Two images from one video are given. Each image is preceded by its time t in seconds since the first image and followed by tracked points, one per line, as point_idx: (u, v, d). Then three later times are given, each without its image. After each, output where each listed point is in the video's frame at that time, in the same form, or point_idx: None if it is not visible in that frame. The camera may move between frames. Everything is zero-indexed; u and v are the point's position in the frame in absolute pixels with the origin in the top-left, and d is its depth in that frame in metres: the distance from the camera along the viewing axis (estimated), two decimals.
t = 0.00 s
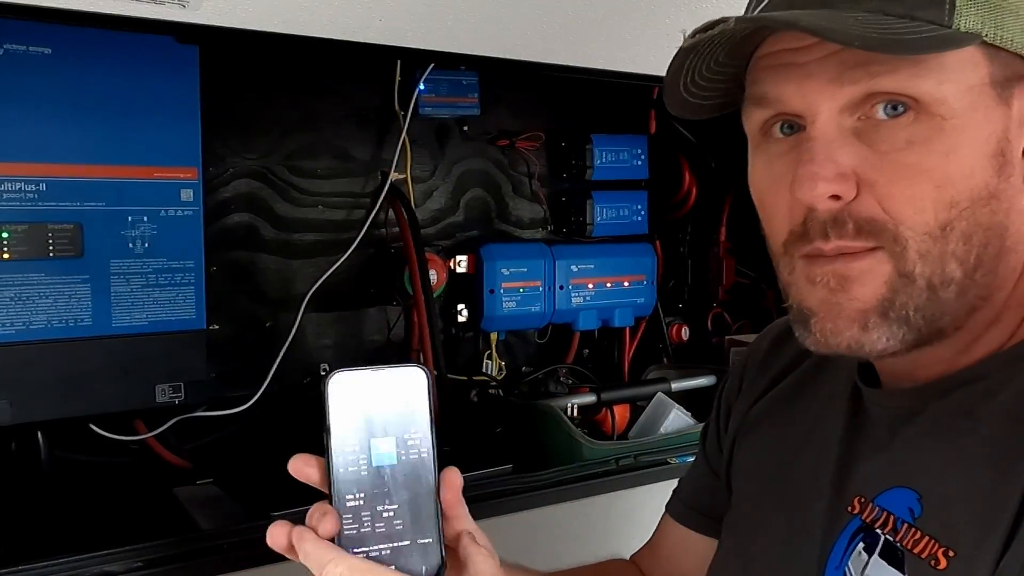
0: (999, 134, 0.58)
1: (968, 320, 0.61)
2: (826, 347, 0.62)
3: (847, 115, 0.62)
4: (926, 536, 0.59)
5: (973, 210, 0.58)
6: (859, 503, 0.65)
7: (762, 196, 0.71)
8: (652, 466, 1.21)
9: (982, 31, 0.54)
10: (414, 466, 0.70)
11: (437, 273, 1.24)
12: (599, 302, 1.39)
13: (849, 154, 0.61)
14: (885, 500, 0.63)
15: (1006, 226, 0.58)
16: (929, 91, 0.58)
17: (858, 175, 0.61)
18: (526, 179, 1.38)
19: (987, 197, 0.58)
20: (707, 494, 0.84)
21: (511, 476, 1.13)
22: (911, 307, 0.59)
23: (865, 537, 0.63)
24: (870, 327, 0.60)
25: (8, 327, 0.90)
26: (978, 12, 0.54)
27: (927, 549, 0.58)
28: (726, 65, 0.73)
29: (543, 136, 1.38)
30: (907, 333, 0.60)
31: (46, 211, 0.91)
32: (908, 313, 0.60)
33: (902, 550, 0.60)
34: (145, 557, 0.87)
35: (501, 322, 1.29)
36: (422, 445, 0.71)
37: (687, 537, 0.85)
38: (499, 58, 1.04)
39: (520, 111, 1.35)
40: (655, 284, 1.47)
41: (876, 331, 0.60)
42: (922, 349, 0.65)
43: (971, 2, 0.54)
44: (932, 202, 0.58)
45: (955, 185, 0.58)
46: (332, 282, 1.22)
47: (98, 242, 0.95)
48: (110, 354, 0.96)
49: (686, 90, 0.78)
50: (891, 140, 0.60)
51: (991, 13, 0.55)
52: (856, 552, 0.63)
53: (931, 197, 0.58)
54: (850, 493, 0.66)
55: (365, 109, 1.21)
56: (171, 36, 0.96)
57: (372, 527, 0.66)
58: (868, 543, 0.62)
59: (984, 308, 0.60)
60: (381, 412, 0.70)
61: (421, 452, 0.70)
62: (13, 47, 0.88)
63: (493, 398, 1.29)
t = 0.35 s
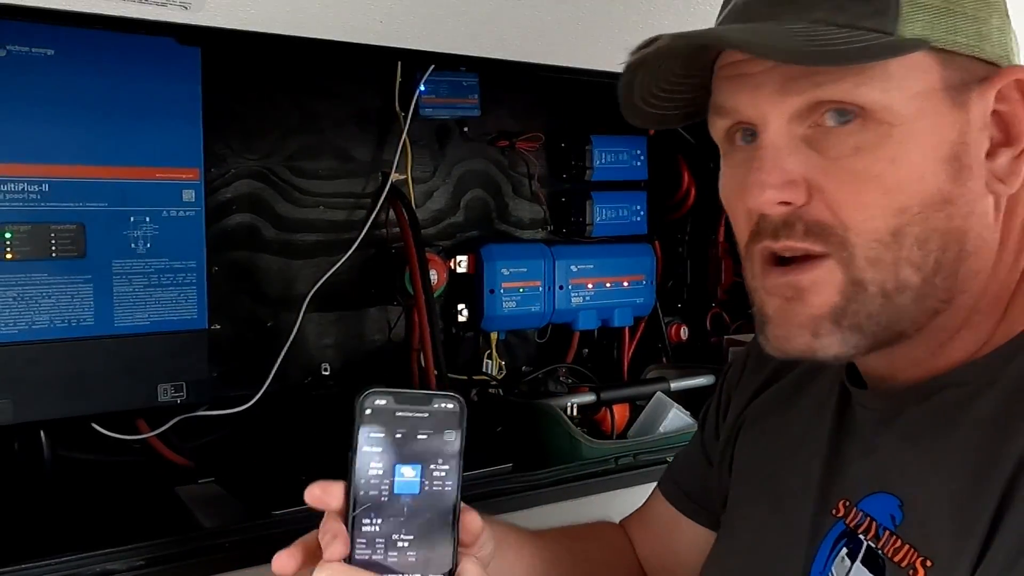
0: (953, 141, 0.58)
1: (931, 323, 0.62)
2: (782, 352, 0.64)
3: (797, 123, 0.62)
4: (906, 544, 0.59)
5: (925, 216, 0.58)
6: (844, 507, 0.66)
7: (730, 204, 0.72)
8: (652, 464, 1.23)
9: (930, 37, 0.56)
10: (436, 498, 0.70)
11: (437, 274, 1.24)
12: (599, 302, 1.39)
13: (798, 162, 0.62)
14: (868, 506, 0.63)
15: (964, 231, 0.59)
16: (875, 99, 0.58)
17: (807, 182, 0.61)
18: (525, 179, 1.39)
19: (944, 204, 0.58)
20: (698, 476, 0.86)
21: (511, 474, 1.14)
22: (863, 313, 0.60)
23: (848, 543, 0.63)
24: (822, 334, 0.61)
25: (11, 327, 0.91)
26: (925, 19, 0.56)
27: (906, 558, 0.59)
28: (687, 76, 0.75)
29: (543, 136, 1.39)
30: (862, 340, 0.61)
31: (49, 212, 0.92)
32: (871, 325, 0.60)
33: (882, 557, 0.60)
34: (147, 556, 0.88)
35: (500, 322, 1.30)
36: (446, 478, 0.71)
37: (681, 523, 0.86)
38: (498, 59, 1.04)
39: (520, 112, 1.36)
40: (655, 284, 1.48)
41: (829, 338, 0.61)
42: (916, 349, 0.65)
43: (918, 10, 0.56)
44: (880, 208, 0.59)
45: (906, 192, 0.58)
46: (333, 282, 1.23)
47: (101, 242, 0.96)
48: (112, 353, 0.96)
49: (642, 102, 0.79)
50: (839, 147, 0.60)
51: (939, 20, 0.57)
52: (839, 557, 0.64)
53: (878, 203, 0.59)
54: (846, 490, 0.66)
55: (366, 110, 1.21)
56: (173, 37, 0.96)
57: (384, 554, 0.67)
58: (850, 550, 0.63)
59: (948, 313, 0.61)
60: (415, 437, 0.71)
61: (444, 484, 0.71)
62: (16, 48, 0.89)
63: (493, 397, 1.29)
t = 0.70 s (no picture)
0: (802, 166, 0.62)
1: (834, 330, 0.67)
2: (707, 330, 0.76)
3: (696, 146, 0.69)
4: (904, 560, 0.63)
5: (771, 237, 0.66)
6: (838, 511, 0.70)
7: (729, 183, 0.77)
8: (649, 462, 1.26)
9: (754, 77, 0.59)
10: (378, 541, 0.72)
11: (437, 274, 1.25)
12: (599, 302, 1.40)
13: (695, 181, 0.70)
14: (865, 515, 0.67)
15: (820, 252, 0.64)
16: (717, 136, 0.65)
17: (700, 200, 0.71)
18: (525, 180, 1.39)
19: (789, 227, 0.65)
20: (708, 428, 0.89)
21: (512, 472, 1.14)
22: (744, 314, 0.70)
23: (845, 552, 0.67)
24: (716, 332, 0.74)
25: (15, 327, 0.92)
26: (752, 58, 0.59)
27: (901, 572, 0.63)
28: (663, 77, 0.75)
29: (542, 137, 1.39)
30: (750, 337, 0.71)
31: (52, 212, 0.92)
32: (749, 327, 0.69)
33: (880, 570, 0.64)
34: (151, 554, 0.89)
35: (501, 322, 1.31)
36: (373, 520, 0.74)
37: (694, 471, 0.91)
38: (498, 60, 1.05)
39: (520, 113, 1.36)
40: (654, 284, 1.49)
41: (720, 336, 0.73)
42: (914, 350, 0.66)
43: (745, 51, 0.59)
44: (733, 230, 0.68)
45: (746, 217, 0.66)
46: (334, 281, 1.23)
47: (104, 242, 0.97)
48: (115, 353, 0.97)
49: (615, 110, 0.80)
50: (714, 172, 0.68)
51: (771, 55, 0.58)
52: (837, 564, 0.68)
53: (730, 226, 0.68)
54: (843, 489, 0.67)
55: (367, 111, 1.22)
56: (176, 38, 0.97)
57: None
58: (848, 560, 0.67)
59: (849, 320, 0.65)
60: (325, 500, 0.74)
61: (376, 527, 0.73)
62: (19, 50, 0.89)
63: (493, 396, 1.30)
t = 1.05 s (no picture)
0: (806, 171, 0.62)
1: (833, 334, 0.67)
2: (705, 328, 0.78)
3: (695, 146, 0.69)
4: (894, 568, 0.64)
5: (774, 243, 0.66)
6: (832, 515, 0.71)
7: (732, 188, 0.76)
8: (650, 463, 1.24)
9: (759, 77, 0.59)
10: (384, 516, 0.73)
11: (437, 274, 1.26)
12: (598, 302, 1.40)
13: (694, 180, 0.71)
14: (857, 521, 0.69)
15: (823, 257, 0.64)
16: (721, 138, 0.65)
17: (699, 202, 0.71)
18: (525, 180, 1.40)
19: (791, 231, 0.65)
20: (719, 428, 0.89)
21: (514, 471, 1.15)
22: (742, 320, 0.70)
23: (838, 558, 0.69)
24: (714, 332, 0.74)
25: (18, 327, 0.92)
26: (755, 59, 0.59)
27: None
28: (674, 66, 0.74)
29: (542, 138, 1.40)
30: (746, 342, 0.71)
31: (54, 213, 0.93)
32: (749, 330, 0.70)
33: None
34: (154, 552, 0.89)
35: (501, 321, 1.32)
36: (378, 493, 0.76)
37: (713, 449, 0.95)
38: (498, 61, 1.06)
39: (520, 114, 1.37)
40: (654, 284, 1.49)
41: (719, 337, 0.74)
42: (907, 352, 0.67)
43: (750, 51, 0.60)
44: (734, 234, 0.68)
45: (749, 221, 0.66)
46: (336, 282, 1.24)
47: (106, 242, 0.97)
48: (117, 352, 0.97)
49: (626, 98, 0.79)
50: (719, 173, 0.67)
51: (776, 57, 0.59)
52: (829, 571, 0.70)
53: (731, 230, 0.68)
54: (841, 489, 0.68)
55: (367, 112, 1.22)
56: (178, 40, 0.98)
57: None
58: (841, 565, 0.69)
59: (847, 326, 0.66)
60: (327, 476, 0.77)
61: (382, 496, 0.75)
62: (23, 51, 0.90)
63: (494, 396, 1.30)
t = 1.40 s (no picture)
0: (846, 163, 0.61)
1: (854, 330, 0.68)
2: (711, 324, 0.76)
3: (721, 131, 0.67)
4: (914, 572, 0.64)
5: (808, 235, 0.65)
6: (842, 518, 0.71)
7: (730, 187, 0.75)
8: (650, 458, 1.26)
9: (809, 59, 0.58)
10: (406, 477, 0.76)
11: (438, 273, 1.27)
12: (597, 302, 1.41)
13: (715, 167, 0.69)
14: (870, 522, 0.68)
15: (858, 251, 0.64)
16: (752, 122, 0.63)
17: (718, 187, 0.69)
18: (525, 181, 1.40)
19: (825, 223, 0.64)
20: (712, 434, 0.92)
21: (514, 470, 1.15)
22: (757, 313, 0.70)
23: (851, 560, 0.69)
24: (724, 322, 0.73)
25: (21, 326, 0.93)
26: (803, 41, 0.58)
27: None
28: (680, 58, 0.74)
29: (542, 139, 1.40)
30: (755, 335, 0.71)
31: (56, 213, 0.93)
32: (763, 324, 0.70)
33: None
34: (156, 551, 0.90)
35: (501, 322, 1.32)
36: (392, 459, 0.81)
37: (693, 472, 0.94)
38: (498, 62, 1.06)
39: (520, 115, 1.37)
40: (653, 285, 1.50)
41: (728, 328, 0.73)
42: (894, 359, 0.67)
43: (802, 33, 0.58)
44: (762, 223, 0.66)
45: (781, 210, 0.65)
46: (337, 282, 1.24)
47: (108, 242, 0.97)
48: (119, 352, 0.98)
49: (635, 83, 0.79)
50: (742, 159, 0.66)
51: (829, 40, 0.57)
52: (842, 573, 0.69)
53: (758, 218, 0.66)
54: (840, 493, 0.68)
55: (368, 113, 1.23)
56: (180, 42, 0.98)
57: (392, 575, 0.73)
58: (855, 567, 0.68)
59: (870, 321, 0.67)
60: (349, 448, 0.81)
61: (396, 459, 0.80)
62: (25, 52, 0.90)
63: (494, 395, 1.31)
